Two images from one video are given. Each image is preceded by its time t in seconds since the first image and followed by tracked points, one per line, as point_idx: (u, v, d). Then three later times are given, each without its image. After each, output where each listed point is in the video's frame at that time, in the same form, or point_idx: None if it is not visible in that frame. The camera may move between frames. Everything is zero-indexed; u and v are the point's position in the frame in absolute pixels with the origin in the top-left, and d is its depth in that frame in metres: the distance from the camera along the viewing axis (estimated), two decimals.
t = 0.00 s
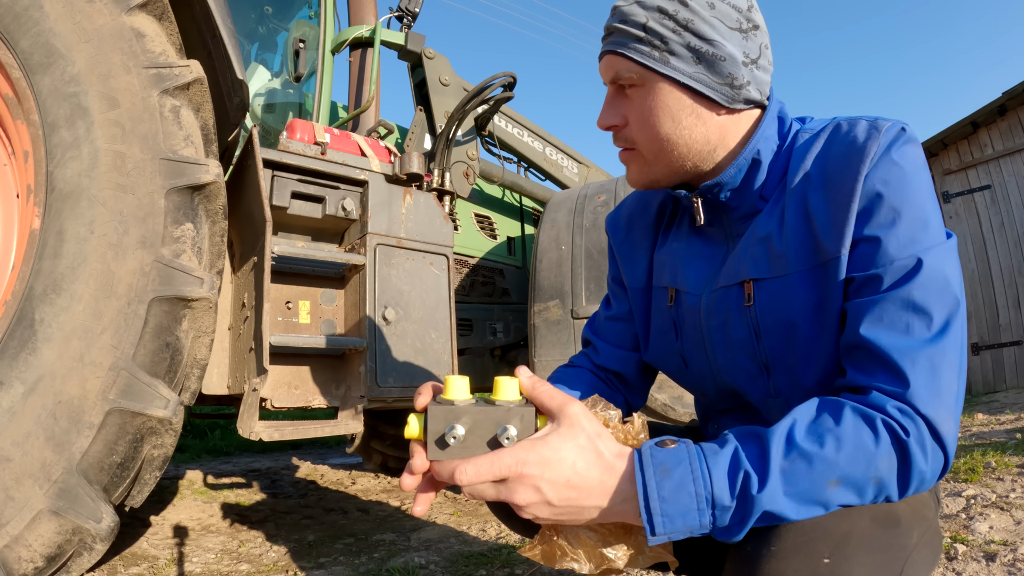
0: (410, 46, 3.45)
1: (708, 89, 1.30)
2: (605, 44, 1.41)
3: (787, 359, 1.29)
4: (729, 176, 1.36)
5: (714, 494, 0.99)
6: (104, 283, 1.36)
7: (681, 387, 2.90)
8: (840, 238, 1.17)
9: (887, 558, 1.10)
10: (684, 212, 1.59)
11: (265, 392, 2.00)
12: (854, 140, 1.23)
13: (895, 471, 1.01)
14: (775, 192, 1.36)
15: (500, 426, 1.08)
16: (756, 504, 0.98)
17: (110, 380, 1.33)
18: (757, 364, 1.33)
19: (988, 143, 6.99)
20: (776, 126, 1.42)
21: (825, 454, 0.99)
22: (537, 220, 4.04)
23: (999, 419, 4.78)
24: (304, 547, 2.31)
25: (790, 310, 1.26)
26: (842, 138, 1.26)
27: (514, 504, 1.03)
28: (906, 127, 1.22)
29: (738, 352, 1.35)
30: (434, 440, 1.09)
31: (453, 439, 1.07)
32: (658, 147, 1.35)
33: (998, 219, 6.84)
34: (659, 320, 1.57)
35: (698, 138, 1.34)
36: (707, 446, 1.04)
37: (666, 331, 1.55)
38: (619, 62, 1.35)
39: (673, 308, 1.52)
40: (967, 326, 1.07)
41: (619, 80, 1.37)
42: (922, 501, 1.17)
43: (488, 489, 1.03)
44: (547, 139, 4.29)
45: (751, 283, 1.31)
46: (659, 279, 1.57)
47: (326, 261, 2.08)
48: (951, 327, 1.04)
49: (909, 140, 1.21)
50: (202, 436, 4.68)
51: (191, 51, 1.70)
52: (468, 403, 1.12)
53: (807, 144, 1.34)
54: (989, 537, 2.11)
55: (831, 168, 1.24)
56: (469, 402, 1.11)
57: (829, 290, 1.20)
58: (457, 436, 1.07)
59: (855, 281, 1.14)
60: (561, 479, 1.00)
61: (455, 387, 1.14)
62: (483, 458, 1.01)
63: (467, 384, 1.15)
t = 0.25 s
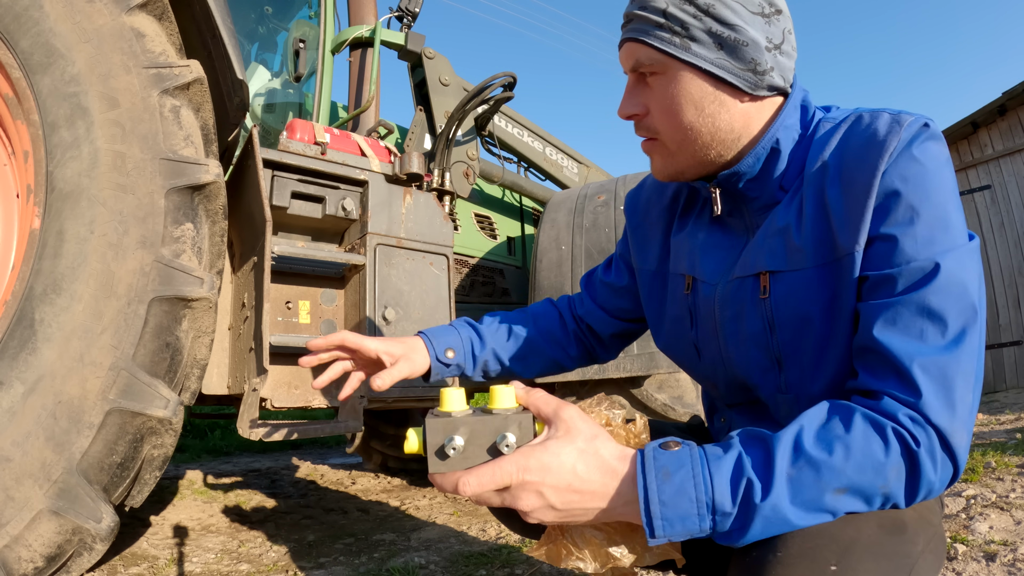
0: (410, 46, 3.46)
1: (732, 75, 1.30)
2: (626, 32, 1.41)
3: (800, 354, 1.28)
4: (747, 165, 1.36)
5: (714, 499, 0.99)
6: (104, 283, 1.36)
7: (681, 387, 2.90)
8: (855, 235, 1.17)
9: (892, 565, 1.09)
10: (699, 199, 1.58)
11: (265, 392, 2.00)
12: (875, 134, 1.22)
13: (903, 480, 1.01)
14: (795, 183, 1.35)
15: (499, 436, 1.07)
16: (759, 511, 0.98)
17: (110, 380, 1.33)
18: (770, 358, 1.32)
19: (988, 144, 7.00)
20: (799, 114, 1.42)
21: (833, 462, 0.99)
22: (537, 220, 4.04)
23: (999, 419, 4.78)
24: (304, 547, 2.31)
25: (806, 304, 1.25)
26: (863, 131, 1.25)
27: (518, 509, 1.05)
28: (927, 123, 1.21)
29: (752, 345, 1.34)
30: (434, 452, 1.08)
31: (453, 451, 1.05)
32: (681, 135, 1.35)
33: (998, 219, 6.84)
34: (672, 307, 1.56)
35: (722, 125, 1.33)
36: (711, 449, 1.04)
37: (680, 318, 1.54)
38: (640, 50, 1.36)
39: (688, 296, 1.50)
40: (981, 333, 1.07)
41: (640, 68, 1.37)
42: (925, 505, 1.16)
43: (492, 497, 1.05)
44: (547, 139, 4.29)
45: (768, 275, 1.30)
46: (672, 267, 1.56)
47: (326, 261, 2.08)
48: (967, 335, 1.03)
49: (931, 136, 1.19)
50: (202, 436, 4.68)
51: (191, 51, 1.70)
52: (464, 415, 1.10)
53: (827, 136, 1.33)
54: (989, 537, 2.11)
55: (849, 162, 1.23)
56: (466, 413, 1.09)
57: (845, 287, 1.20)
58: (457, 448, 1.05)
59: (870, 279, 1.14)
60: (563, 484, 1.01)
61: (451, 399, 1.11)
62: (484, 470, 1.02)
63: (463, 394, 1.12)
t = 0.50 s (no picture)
0: (410, 46, 3.46)
1: (744, 70, 1.29)
2: (637, 27, 1.41)
3: (807, 349, 1.28)
4: (758, 161, 1.36)
5: (723, 489, 0.98)
6: (104, 282, 1.36)
7: (681, 387, 2.90)
8: (865, 234, 1.16)
9: (893, 561, 1.09)
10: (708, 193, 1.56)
11: (265, 392, 2.00)
12: (887, 133, 1.22)
13: (905, 478, 1.01)
14: (806, 180, 1.35)
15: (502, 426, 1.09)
16: (765, 502, 0.98)
17: (110, 380, 1.33)
18: (775, 353, 1.31)
19: (988, 143, 7.00)
20: (811, 111, 1.42)
21: (838, 458, 0.99)
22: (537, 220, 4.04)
23: (999, 419, 4.78)
24: (304, 546, 2.31)
25: (814, 298, 1.24)
26: (875, 130, 1.25)
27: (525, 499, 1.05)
28: (939, 125, 1.21)
29: (757, 339, 1.33)
30: (438, 443, 1.09)
31: (457, 440, 1.07)
32: (694, 130, 1.36)
33: (998, 219, 6.84)
34: (679, 296, 1.54)
35: (734, 120, 1.33)
36: (720, 439, 1.03)
37: (686, 308, 1.52)
38: (652, 46, 1.35)
39: (695, 286, 1.48)
40: (987, 336, 1.07)
41: (653, 63, 1.37)
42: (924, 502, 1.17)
43: (498, 488, 1.05)
44: (547, 139, 4.29)
45: (777, 270, 1.29)
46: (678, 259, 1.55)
47: (326, 261, 2.08)
48: (973, 338, 1.04)
49: (943, 138, 1.20)
50: (202, 436, 4.68)
51: (191, 51, 1.70)
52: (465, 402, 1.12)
53: (839, 134, 1.33)
54: (989, 537, 2.11)
55: (861, 161, 1.23)
56: (468, 401, 1.12)
57: (853, 284, 1.19)
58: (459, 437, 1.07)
59: (878, 278, 1.14)
60: (571, 474, 1.01)
61: (453, 388, 1.15)
62: (491, 460, 1.02)
63: (464, 384, 1.15)
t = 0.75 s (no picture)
0: (410, 46, 3.46)
1: (751, 71, 1.30)
2: (641, 29, 1.40)
3: (808, 349, 1.27)
4: (762, 163, 1.36)
5: (727, 480, 0.98)
6: (104, 282, 1.36)
7: (681, 387, 2.90)
8: (867, 234, 1.16)
9: (890, 556, 1.09)
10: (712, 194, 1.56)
11: (266, 392, 2.00)
12: (890, 135, 1.22)
13: (903, 475, 1.01)
14: (809, 182, 1.35)
15: (504, 411, 1.10)
16: (768, 494, 0.98)
17: (110, 380, 1.33)
18: (777, 353, 1.31)
19: (988, 143, 7.01)
20: (813, 114, 1.42)
21: (838, 453, 0.99)
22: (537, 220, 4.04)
23: (998, 419, 4.78)
24: (304, 546, 2.31)
25: (817, 299, 1.25)
26: (878, 133, 1.25)
27: (524, 487, 1.02)
28: (941, 128, 1.21)
29: (759, 339, 1.33)
30: (440, 423, 1.10)
31: (460, 421, 1.08)
32: (700, 132, 1.35)
33: (998, 219, 6.84)
34: (680, 296, 1.54)
35: (740, 122, 1.33)
36: (723, 432, 1.03)
37: (686, 307, 1.52)
38: (658, 46, 1.35)
39: (697, 286, 1.48)
40: (986, 338, 1.07)
41: (658, 64, 1.36)
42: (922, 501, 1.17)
43: (498, 474, 1.03)
44: (547, 139, 4.29)
45: (779, 270, 1.29)
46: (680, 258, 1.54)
47: (326, 261, 2.08)
48: (971, 338, 1.04)
49: (945, 141, 1.20)
50: (202, 436, 4.68)
51: (191, 51, 1.70)
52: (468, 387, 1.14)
53: (842, 137, 1.33)
54: (989, 537, 2.11)
55: (864, 163, 1.23)
56: (471, 385, 1.13)
57: (855, 285, 1.19)
58: (463, 421, 1.08)
59: (878, 278, 1.14)
60: (574, 459, 1.00)
61: (456, 372, 1.16)
62: (494, 442, 1.00)
63: (468, 370, 1.17)
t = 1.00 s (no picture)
0: (410, 46, 3.46)
1: (762, 70, 1.30)
2: (645, 31, 1.37)
3: (809, 349, 1.27)
4: (763, 166, 1.36)
5: (727, 477, 0.98)
6: (104, 282, 1.36)
7: (681, 387, 2.90)
8: (865, 234, 1.16)
9: (889, 552, 1.09)
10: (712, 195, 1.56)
11: (266, 392, 2.00)
12: (886, 135, 1.22)
13: (902, 471, 1.01)
14: (808, 183, 1.35)
15: (506, 415, 1.10)
16: (768, 490, 0.98)
17: (110, 380, 1.33)
18: (778, 353, 1.31)
19: (988, 143, 7.02)
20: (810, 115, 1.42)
21: (836, 449, 0.99)
22: (537, 220, 4.04)
23: (998, 419, 4.78)
24: (304, 546, 2.31)
25: (817, 299, 1.25)
26: (874, 133, 1.25)
27: (528, 489, 1.02)
28: (938, 128, 1.21)
29: (760, 340, 1.33)
30: (442, 427, 1.11)
31: (462, 425, 1.08)
32: (713, 132, 1.33)
33: (998, 219, 6.84)
34: (681, 297, 1.54)
35: (751, 120, 1.33)
36: (722, 430, 1.03)
37: (687, 309, 1.52)
38: (667, 47, 1.32)
39: (697, 288, 1.48)
40: (984, 335, 1.07)
41: (668, 65, 1.33)
42: (921, 500, 1.17)
43: (501, 476, 1.03)
44: (547, 139, 4.29)
45: (780, 271, 1.29)
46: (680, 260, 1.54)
47: (326, 261, 2.08)
48: (969, 335, 1.03)
49: (942, 141, 1.20)
50: (202, 436, 4.68)
51: (191, 51, 1.70)
52: (470, 391, 1.13)
53: (839, 137, 1.33)
54: (989, 537, 2.11)
55: (862, 163, 1.23)
56: (472, 389, 1.13)
57: (854, 284, 1.19)
58: (464, 424, 1.08)
59: (876, 277, 1.14)
60: (577, 460, 1.00)
61: (457, 377, 1.16)
62: (497, 445, 1.00)
63: (469, 374, 1.17)
